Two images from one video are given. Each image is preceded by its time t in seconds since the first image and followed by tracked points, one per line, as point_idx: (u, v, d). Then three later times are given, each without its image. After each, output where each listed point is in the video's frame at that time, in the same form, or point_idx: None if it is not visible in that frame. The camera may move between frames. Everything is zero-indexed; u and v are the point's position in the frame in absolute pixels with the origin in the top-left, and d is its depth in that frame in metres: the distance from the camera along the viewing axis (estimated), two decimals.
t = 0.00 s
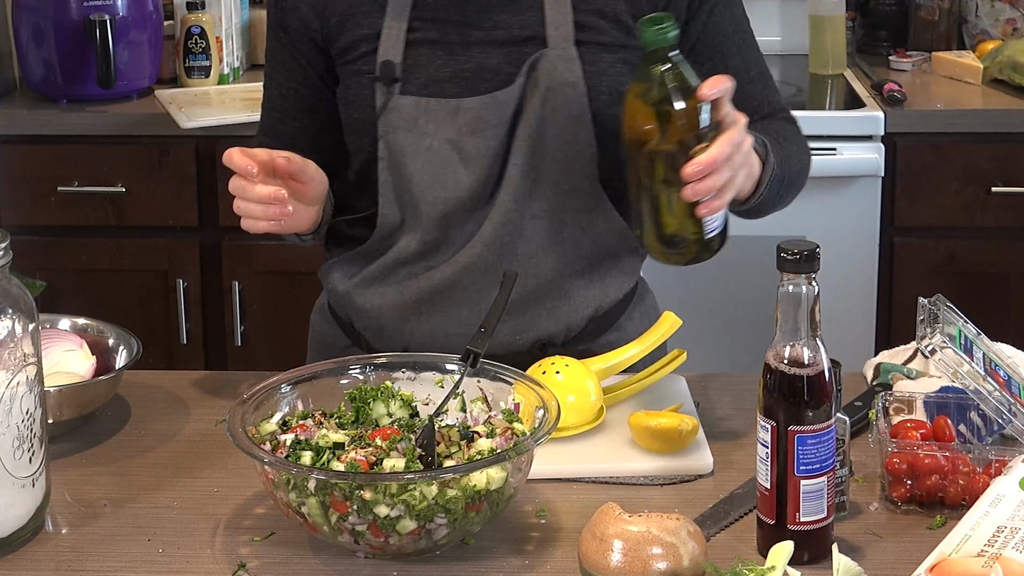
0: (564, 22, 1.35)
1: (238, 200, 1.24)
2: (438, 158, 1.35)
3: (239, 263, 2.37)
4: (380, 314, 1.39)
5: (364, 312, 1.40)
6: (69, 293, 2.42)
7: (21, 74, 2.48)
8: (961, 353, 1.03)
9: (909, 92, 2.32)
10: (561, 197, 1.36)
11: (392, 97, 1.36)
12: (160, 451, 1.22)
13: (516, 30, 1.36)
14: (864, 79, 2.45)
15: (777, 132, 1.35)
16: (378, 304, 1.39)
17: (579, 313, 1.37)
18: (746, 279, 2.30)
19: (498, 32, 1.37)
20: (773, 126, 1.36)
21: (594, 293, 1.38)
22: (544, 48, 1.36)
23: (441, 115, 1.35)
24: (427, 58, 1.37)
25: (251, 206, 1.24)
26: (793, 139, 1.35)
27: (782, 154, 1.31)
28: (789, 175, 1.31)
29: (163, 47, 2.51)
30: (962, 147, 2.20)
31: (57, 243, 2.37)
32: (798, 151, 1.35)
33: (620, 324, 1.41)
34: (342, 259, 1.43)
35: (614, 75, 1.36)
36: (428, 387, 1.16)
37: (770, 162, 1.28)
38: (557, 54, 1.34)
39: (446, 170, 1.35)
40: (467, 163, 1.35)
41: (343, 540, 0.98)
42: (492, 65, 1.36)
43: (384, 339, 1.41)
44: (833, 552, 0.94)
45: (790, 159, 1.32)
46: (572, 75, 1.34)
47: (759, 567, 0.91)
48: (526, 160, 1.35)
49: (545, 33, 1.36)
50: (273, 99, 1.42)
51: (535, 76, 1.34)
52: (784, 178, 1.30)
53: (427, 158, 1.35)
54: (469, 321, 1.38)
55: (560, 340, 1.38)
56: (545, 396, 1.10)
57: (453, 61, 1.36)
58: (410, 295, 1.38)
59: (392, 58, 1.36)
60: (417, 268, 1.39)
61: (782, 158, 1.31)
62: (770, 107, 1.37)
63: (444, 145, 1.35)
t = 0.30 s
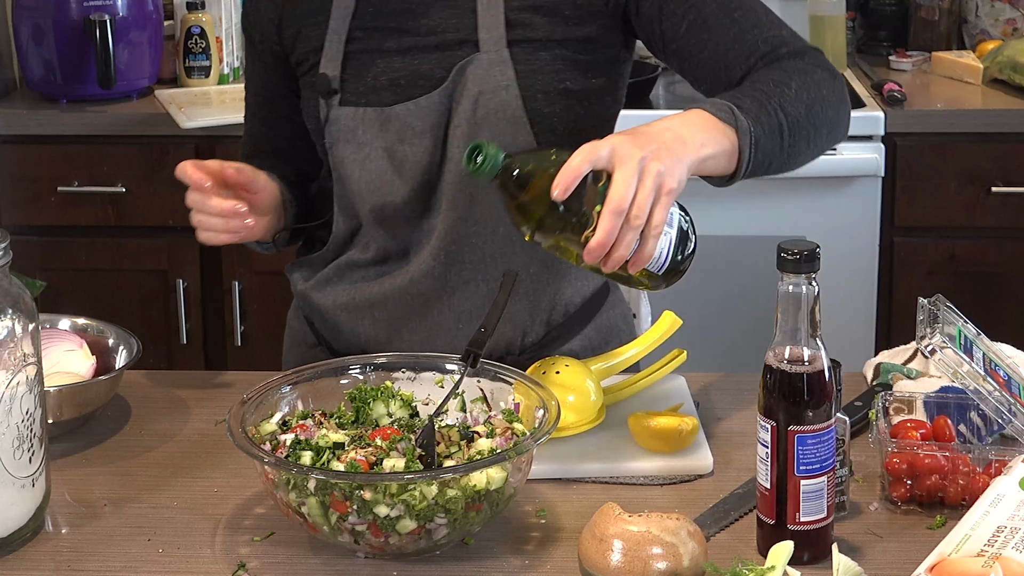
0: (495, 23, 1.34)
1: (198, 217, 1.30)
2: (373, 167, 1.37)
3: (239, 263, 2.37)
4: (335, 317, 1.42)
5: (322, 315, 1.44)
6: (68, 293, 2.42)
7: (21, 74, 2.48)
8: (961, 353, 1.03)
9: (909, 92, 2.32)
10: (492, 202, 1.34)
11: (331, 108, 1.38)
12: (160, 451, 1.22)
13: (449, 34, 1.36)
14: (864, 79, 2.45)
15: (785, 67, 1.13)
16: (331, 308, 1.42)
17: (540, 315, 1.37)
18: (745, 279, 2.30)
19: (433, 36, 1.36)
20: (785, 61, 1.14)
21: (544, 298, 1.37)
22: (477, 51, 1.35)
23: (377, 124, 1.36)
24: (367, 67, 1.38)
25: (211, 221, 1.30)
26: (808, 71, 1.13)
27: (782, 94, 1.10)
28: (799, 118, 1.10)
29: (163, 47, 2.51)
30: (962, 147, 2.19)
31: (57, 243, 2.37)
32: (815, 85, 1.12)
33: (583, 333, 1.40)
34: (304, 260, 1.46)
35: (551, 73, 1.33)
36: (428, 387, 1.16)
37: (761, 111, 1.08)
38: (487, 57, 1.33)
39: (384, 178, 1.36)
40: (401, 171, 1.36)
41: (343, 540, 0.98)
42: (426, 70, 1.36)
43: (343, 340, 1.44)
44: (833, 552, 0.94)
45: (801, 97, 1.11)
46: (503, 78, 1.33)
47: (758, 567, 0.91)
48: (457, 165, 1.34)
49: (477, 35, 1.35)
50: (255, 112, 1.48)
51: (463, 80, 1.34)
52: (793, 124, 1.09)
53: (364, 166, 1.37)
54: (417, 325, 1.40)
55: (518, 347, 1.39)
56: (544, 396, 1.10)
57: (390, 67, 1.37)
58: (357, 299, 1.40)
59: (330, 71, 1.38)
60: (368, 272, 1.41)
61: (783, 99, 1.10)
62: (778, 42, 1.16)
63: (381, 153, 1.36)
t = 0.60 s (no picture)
0: (456, 32, 1.30)
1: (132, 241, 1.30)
2: (343, 186, 1.35)
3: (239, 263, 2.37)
4: (325, 333, 1.41)
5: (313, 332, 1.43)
6: (68, 293, 2.42)
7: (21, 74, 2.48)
8: (961, 353, 1.03)
9: (909, 92, 2.32)
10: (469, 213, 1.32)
11: (300, 128, 1.37)
12: (160, 451, 1.22)
13: (409, 44, 1.33)
14: (864, 79, 2.45)
15: (753, 31, 1.09)
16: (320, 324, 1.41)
17: (531, 321, 1.36)
18: (745, 279, 2.30)
19: (394, 48, 1.33)
20: (752, 26, 1.10)
21: (530, 304, 1.36)
22: (439, 61, 1.32)
23: (345, 142, 1.34)
24: (330, 82, 1.36)
25: (145, 245, 1.29)
26: (777, 32, 1.09)
27: (746, 64, 1.05)
28: (768, 85, 1.05)
29: (163, 47, 2.51)
30: (963, 147, 2.19)
31: (57, 243, 2.37)
32: (784, 47, 1.07)
33: (575, 332, 1.39)
34: (289, 277, 1.46)
35: (514, 75, 1.30)
36: (428, 387, 1.16)
37: (722, 85, 1.03)
38: (451, 68, 1.30)
39: (355, 196, 1.34)
40: (370, 189, 1.34)
41: (343, 540, 0.98)
42: (389, 84, 1.33)
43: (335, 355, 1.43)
44: (833, 552, 0.94)
45: (767, 63, 1.06)
46: (469, 87, 1.30)
47: (758, 567, 0.91)
48: (429, 179, 1.32)
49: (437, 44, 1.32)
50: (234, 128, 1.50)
51: (427, 93, 1.31)
52: (761, 94, 1.05)
53: (334, 185, 1.35)
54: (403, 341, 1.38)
55: (513, 353, 1.37)
56: (544, 396, 1.10)
57: (353, 83, 1.35)
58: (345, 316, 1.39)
59: (294, 92, 1.37)
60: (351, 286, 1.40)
61: (747, 68, 1.05)
62: (747, 6, 1.12)
63: (351, 171, 1.34)
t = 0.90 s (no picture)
0: (437, 42, 1.30)
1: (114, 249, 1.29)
2: (330, 199, 1.35)
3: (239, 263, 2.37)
4: (323, 339, 1.42)
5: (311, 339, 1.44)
6: (69, 293, 2.42)
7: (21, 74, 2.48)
8: (961, 353, 1.03)
9: (908, 91, 2.32)
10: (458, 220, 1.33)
11: (284, 142, 1.36)
12: (160, 451, 1.22)
13: (390, 54, 1.32)
14: (864, 79, 2.45)
15: (716, 40, 1.08)
16: (318, 332, 1.42)
17: (529, 323, 1.36)
18: (744, 279, 2.30)
19: (375, 58, 1.33)
20: (717, 35, 1.09)
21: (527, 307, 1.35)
22: (420, 71, 1.32)
23: (330, 156, 1.34)
24: (313, 94, 1.36)
25: (126, 254, 1.29)
26: (742, 40, 1.08)
27: (708, 74, 1.04)
28: (730, 94, 1.04)
29: (163, 47, 2.51)
30: (962, 147, 2.19)
31: (56, 243, 2.37)
32: (749, 55, 1.07)
33: (573, 332, 1.39)
34: (282, 286, 1.46)
35: (497, 81, 1.30)
36: (428, 387, 1.16)
37: (683, 96, 1.02)
38: (434, 77, 1.30)
39: (343, 209, 1.35)
40: (355, 202, 1.34)
41: (343, 540, 0.98)
42: (372, 95, 1.33)
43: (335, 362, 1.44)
44: (833, 552, 0.94)
45: (730, 71, 1.05)
46: (452, 96, 1.30)
47: (759, 567, 0.91)
48: (415, 189, 1.32)
49: (418, 53, 1.32)
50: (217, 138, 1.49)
51: (410, 104, 1.31)
52: (722, 105, 1.04)
53: (321, 197, 1.35)
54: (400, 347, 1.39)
55: (513, 355, 1.37)
56: (544, 396, 1.10)
57: (336, 95, 1.35)
58: (341, 325, 1.40)
59: (276, 104, 1.36)
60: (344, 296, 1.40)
61: (709, 77, 1.04)
62: (713, 11, 1.11)
63: (337, 184, 1.35)
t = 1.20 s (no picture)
0: (437, 42, 1.30)
1: (115, 262, 1.29)
2: (331, 202, 1.35)
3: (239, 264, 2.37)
4: (323, 342, 1.42)
5: (312, 342, 1.44)
6: (68, 293, 2.42)
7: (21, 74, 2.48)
8: (961, 353, 1.03)
9: (908, 91, 2.32)
10: (461, 220, 1.33)
11: (284, 145, 1.36)
12: (160, 451, 1.22)
13: (389, 55, 1.32)
14: (864, 79, 2.45)
15: (728, 22, 1.08)
16: (320, 336, 1.42)
17: (529, 323, 1.36)
18: (744, 279, 2.30)
19: (373, 59, 1.33)
20: (727, 17, 1.09)
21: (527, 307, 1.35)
22: (421, 72, 1.32)
23: (332, 158, 1.34)
24: (312, 96, 1.36)
25: (128, 266, 1.28)
26: (753, 22, 1.07)
27: (728, 55, 1.04)
28: (750, 75, 1.04)
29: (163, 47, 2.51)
30: (962, 147, 2.19)
31: (56, 243, 2.37)
32: (763, 35, 1.06)
33: (573, 332, 1.39)
34: (281, 291, 1.46)
35: (498, 79, 1.30)
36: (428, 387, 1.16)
37: (707, 76, 1.02)
38: (435, 77, 1.30)
39: (345, 211, 1.34)
40: (357, 204, 1.34)
41: (343, 540, 0.98)
42: (372, 96, 1.33)
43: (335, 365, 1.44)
44: (833, 552, 0.94)
45: (747, 51, 1.05)
46: (454, 95, 1.30)
47: (759, 567, 0.91)
48: (418, 190, 1.32)
49: (419, 54, 1.32)
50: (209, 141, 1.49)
51: (412, 104, 1.31)
52: (746, 84, 1.04)
53: (322, 200, 1.35)
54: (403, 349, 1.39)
55: (513, 355, 1.37)
56: (544, 396, 1.10)
57: (335, 96, 1.35)
58: (344, 329, 1.40)
59: (276, 106, 1.36)
60: (346, 299, 1.40)
61: (729, 59, 1.04)
62: None
63: (338, 186, 1.34)
